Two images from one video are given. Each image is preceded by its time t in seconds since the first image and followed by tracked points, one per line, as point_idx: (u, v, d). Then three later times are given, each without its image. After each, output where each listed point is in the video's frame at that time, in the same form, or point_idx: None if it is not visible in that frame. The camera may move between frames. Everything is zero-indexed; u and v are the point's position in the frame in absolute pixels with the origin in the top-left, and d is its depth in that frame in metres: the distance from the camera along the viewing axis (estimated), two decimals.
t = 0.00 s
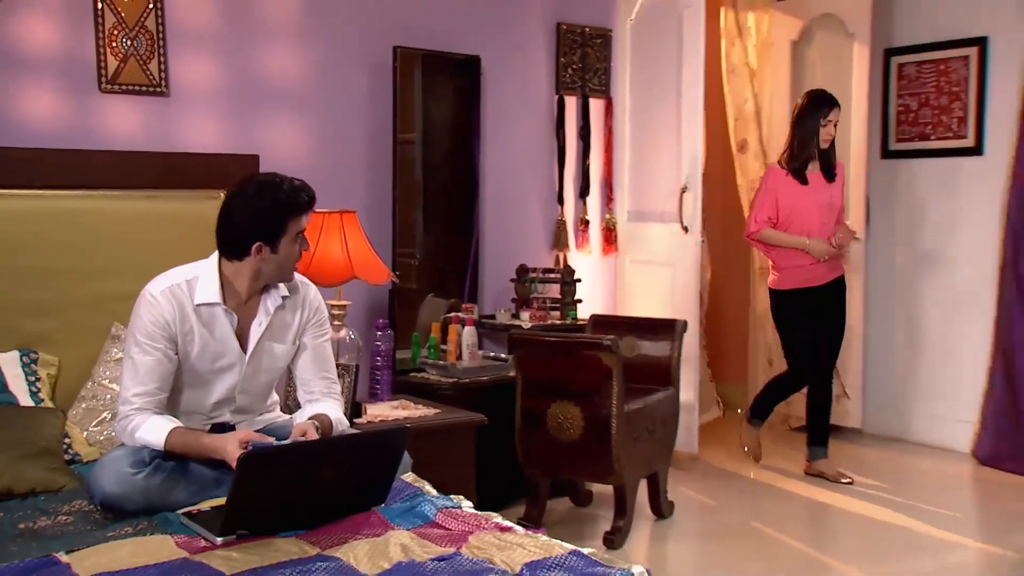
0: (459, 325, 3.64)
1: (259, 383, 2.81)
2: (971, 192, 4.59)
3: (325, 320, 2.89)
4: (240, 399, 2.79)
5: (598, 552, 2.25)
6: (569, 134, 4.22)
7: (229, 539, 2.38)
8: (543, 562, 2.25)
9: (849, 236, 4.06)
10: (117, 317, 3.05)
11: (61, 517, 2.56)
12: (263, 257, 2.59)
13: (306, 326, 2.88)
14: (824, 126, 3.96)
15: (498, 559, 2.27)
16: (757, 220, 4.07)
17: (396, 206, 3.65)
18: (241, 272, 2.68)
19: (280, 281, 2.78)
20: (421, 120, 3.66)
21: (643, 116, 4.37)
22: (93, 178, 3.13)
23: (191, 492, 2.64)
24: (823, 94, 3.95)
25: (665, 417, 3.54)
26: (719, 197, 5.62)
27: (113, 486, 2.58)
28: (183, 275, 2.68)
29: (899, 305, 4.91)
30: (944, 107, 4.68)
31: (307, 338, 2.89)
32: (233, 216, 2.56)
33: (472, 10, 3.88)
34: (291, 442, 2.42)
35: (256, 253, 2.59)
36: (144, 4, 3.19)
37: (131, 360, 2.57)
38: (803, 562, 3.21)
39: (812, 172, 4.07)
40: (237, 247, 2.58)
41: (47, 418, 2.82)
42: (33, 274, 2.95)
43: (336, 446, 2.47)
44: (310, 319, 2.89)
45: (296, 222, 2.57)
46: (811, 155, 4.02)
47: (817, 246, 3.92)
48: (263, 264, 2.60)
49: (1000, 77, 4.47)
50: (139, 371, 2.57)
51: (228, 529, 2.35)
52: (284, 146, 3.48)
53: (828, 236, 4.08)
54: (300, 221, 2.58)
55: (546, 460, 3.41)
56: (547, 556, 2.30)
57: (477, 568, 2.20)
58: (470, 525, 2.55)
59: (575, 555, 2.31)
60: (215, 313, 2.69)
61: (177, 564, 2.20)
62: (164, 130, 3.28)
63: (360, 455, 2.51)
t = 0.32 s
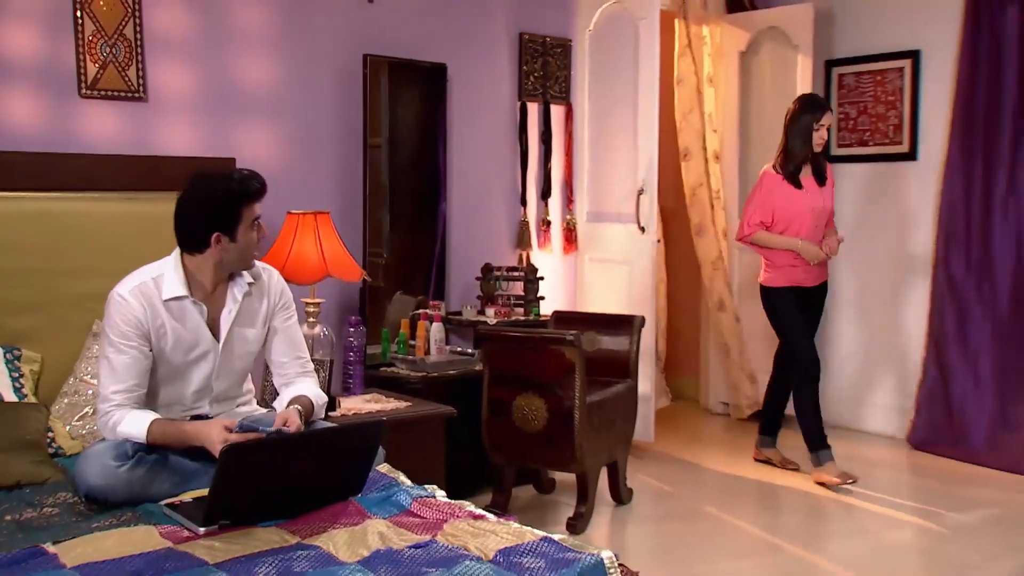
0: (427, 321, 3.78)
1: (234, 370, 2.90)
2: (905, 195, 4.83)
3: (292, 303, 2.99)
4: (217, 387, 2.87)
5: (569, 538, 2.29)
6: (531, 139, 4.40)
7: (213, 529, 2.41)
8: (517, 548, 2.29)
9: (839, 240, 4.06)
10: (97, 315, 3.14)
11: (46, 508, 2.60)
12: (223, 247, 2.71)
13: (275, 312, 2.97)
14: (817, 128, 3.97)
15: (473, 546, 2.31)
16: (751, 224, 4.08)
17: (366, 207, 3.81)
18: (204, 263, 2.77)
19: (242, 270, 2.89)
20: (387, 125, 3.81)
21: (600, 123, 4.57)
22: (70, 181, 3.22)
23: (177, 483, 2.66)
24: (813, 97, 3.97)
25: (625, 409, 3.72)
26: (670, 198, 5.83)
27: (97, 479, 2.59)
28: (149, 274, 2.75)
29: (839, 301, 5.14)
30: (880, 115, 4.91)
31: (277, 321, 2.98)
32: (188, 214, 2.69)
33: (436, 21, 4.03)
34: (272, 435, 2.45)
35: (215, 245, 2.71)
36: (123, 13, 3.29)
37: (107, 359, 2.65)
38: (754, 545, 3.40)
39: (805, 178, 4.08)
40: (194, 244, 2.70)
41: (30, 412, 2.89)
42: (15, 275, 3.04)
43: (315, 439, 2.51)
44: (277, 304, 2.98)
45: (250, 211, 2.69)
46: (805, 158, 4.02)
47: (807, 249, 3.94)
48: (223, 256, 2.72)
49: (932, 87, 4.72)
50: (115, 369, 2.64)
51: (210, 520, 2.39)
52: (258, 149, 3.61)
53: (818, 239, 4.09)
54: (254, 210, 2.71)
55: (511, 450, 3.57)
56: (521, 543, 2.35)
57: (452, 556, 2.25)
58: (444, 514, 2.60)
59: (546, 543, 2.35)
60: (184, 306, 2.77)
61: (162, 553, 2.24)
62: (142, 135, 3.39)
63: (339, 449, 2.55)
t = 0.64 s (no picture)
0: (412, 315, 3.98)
1: (229, 359, 3.10)
2: (859, 197, 5.11)
3: (280, 295, 3.19)
4: (215, 377, 3.07)
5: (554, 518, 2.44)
6: (511, 143, 4.63)
7: (218, 512, 2.57)
8: (507, 528, 2.44)
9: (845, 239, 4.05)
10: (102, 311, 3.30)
11: (60, 493, 2.74)
12: (212, 242, 2.92)
13: (264, 304, 3.17)
14: (801, 125, 4.08)
15: (465, 527, 2.47)
16: (761, 223, 4.11)
17: (355, 208, 4.02)
18: (196, 259, 2.96)
19: (231, 265, 3.10)
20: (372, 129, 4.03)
21: (575, 129, 4.82)
22: (75, 183, 3.39)
23: (181, 468, 2.81)
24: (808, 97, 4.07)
25: (600, 398, 3.95)
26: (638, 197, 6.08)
27: (105, 464, 2.74)
28: (144, 272, 2.93)
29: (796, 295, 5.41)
30: (835, 123, 5.18)
31: (266, 313, 3.18)
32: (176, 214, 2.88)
33: (417, 33, 4.24)
34: (271, 426, 2.59)
35: (205, 242, 2.92)
36: (126, 24, 3.47)
37: (109, 353, 2.84)
38: (720, 524, 3.64)
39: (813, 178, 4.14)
40: (184, 242, 2.91)
41: (42, 402, 3.05)
42: (25, 273, 3.20)
43: (313, 430, 2.65)
44: (266, 296, 3.17)
45: (234, 205, 2.92)
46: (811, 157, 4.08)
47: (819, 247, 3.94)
48: (214, 251, 2.93)
49: (882, 98, 4.99)
50: (118, 362, 2.83)
51: (215, 505, 2.55)
52: (254, 152, 3.81)
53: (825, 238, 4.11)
54: (237, 204, 2.93)
55: (494, 437, 3.79)
56: (510, 523, 2.50)
57: (446, 537, 2.40)
58: (437, 497, 2.76)
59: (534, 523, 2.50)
60: (179, 300, 2.96)
61: (171, 536, 2.39)
62: (144, 139, 3.57)
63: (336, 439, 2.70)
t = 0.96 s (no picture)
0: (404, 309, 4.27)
1: (238, 353, 3.33)
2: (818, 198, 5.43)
3: (286, 295, 3.41)
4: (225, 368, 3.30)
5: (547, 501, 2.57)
6: (495, 148, 4.93)
7: (229, 495, 2.69)
8: (503, 510, 2.58)
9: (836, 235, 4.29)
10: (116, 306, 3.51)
11: (80, 477, 2.88)
12: (229, 242, 3.14)
13: (273, 304, 3.40)
14: (792, 126, 4.30)
15: (463, 509, 2.61)
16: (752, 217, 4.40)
17: (351, 210, 4.28)
18: (212, 258, 3.17)
19: (244, 264, 3.32)
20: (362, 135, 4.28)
21: (555, 134, 5.11)
22: (86, 186, 3.58)
23: (193, 453, 2.96)
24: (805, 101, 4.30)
25: (581, 386, 4.22)
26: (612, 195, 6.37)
27: (121, 450, 2.89)
28: (163, 269, 3.14)
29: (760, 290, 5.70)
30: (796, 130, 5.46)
31: (274, 312, 3.40)
32: (196, 215, 3.10)
33: (410, 42, 4.51)
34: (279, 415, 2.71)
35: (222, 242, 3.14)
36: (137, 37, 3.69)
37: (127, 344, 3.03)
38: (691, 503, 3.93)
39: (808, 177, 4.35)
40: (201, 241, 3.12)
41: (60, 392, 3.18)
42: (42, 269, 3.39)
43: (319, 419, 2.77)
44: (274, 296, 3.40)
45: (250, 207, 3.13)
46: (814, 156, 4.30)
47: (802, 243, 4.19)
48: (231, 250, 3.16)
49: (838, 107, 5.29)
50: (135, 353, 3.02)
51: (226, 488, 2.67)
52: (254, 155, 4.03)
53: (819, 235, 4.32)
54: (252, 206, 3.15)
55: (482, 423, 4.05)
56: (506, 505, 2.63)
57: (446, 518, 2.54)
58: (435, 481, 2.90)
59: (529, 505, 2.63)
60: (195, 296, 3.17)
61: (185, 517, 2.49)
62: (152, 143, 3.78)
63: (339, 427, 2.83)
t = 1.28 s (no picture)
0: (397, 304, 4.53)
1: (246, 345, 3.55)
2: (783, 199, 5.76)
3: (290, 290, 3.65)
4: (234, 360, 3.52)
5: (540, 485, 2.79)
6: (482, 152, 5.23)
7: (239, 480, 2.87)
8: (499, 494, 2.78)
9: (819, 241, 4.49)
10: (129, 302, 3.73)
11: (99, 462, 3.06)
12: (238, 239, 3.35)
13: (279, 298, 3.63)
14: (779, 132, 4.56)
15: (462, 492, 2.81)
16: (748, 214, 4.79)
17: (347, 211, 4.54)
18: (222, 255, 3.39)
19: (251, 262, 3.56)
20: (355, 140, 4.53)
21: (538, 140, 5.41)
22: (98, 188, 3.78)
23: (204, 440, 3.15)
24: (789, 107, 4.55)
25: (564, 375, 4.50)
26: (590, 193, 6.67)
27: (136, 437, 3.08)
28: (177, 265, 3.36)
29: (730, 285, 6.01)
30: (762, 135, 5.77)
31: (279, 306, 3.64)
32: (205, 214, 3.31)
33: (403, 53, 4.80)
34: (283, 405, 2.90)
35: (231, 239, 3.35)
36: (146, 47, 3.90)
37: (142, 336, 3.23)
38: (666, 485, 4.22)
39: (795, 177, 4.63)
40: (211, 239, 3.34)
41: (77, 382, 3.34)
42: (59, 267, 3.59)
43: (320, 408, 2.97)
44: (280, 292, 3.63)
45: (257, 205, 3.34)
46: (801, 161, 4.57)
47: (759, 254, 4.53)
48: (240, 246, 3.37)
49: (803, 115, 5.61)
50: (150, 345, 3.23)
51: (237, 473, 2.86)
52: (255, 158, 4.28)
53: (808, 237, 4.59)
54: (260, 204, 3.36)
55: (472, 411, 4.31)
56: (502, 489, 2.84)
57: (445, 501, 2.74)
58: (433, 466, 3.11)
59: (523, 489, 2.84)
60: (206, 291, 3.39)
61: (198, 502, 2.67)
62: (160, 147, 4.00)
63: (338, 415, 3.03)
